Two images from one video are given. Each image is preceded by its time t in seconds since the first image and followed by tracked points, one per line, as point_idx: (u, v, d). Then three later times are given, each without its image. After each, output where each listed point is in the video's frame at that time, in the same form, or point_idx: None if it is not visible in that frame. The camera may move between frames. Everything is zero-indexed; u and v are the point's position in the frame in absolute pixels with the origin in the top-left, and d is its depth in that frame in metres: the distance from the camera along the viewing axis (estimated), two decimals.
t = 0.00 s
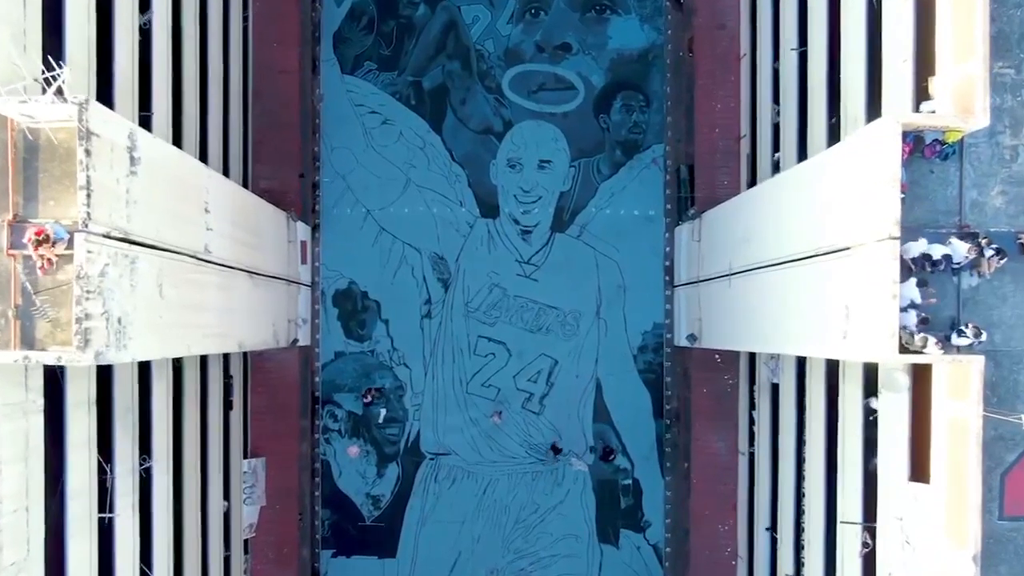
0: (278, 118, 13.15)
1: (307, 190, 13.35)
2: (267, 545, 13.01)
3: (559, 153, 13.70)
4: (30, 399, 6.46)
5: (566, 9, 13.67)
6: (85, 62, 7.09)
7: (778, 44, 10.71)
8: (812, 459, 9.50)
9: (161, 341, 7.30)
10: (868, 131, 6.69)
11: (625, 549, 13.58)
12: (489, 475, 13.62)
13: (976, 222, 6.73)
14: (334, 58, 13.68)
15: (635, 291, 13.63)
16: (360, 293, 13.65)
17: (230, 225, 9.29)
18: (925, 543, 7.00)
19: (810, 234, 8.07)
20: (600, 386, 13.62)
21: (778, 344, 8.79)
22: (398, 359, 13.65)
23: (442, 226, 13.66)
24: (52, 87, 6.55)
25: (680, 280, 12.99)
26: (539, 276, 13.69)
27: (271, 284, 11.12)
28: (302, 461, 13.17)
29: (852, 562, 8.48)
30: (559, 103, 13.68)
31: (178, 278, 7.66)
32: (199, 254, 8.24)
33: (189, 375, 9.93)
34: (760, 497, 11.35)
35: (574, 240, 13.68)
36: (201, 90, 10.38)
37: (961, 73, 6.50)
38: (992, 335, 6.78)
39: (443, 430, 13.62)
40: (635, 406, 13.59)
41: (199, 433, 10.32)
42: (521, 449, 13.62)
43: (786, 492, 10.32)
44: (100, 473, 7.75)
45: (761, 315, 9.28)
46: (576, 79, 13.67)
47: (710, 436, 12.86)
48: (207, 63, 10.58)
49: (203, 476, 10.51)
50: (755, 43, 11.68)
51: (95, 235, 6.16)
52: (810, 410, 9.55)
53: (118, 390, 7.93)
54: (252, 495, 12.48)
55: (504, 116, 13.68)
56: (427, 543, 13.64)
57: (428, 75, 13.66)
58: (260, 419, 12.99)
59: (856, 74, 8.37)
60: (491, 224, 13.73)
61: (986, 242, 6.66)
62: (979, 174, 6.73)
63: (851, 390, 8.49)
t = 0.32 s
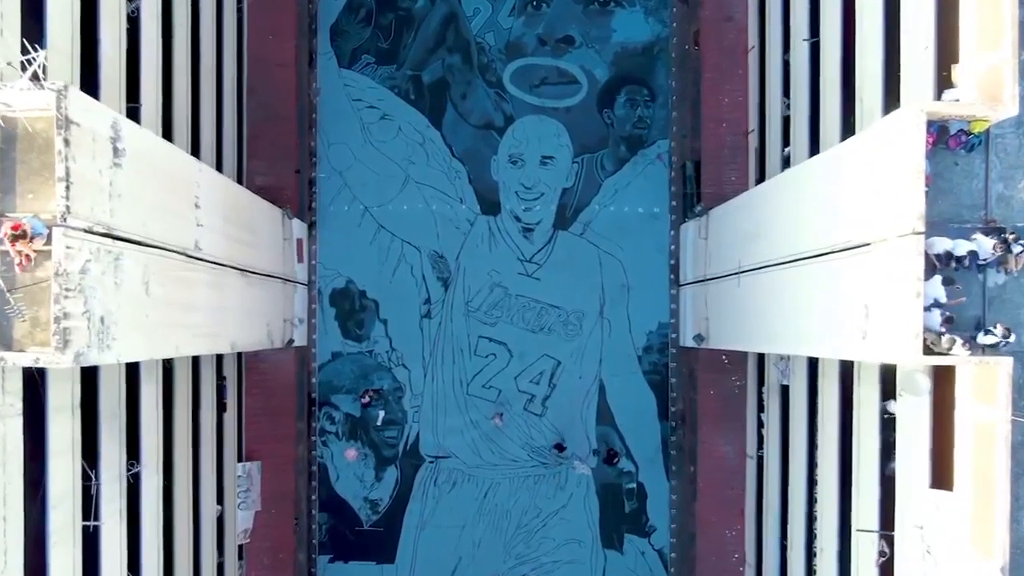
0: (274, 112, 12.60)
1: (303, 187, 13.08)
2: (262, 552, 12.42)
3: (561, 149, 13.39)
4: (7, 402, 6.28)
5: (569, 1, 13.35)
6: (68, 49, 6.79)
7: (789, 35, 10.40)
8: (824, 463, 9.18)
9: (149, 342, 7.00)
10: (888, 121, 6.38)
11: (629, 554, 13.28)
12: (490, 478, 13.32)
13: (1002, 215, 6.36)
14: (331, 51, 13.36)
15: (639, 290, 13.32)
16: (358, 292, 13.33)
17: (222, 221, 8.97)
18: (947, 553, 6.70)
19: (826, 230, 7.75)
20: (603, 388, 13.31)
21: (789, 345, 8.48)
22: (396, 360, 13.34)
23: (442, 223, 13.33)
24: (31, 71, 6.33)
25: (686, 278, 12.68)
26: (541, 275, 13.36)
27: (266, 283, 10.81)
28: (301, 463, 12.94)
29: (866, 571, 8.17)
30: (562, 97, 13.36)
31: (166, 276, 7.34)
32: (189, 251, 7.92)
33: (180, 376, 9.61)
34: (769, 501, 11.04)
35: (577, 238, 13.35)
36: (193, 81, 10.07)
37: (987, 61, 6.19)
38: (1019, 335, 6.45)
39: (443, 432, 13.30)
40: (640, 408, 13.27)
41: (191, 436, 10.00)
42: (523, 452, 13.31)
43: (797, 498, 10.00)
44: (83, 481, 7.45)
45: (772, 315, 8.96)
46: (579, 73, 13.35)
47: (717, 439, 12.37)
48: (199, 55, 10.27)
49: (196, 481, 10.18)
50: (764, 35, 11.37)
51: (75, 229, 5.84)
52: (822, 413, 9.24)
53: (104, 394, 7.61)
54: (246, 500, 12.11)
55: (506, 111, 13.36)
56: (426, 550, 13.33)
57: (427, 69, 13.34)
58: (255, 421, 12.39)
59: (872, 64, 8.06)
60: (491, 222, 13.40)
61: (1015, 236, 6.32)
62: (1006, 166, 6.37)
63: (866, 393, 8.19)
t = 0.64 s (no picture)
0: (268, 109, 12.20)
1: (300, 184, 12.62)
2: (255, 558, 12.05)
3: (563, 145, 13.06)
4: None
5: None
6: (47, 35, 6.47)
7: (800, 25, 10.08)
8: (837, 469, 8.85)
9: (133, 342, 6.68)
10: (910, 111, 6.06)
11: (633, 560, 12.99)
12: (490, 482, 13.02)
13: None
14: (327, 45, 13.05)
15: (644, 289, 13.00)
16: (354, 291, 13.00)
17: (213, 217, 8.66)
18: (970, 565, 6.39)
19: (840, 227, 7.43)
20: (606, 389, 12.99)
21: (802, 346, 8.16)
22: (394, 361, 13.01)
23: (441, 221, 13.00)
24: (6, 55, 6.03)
25: (692, 277, 12.36)
26: (543, 274, 13.03)
27: (260, 281, 10.49)
28: (297, 466, 12.52)
29: None
30: (564, 91, 13.04)
31: (152, 274, 7.02)
32: (178, 248, 7.60)
33: (170, 377, 9.29)
34: (778, 507, 10.72)
35: (580, 236, 13.03)
36: (184, 73, 9.74)
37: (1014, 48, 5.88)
38: None
39: (442, 435, 12.98)
40: (644, 410, 12.96)
41: (181, 440, 9.68)
42: (524, 455, 13.00)
43: (807, 503, 9.70)
44: (65, 488, 7.12)
45: (783, 314, 8.64)
46: (581, 66, 13.03)
47: (723, 442, 12.06)
48: (190, 46, 9.94)
49: (186, 486, 9.86)
50: (773, 26, 11.05)
51: (52, 223, 5.51)
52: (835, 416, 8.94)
53: (87, 398, 7.30)
54: (241, 504, 11.76)
55: (506, 106, 13.04)
56: (425, 556, 13.01)
57: (426, 62, 13.02)
58: (249, 423, 11.99)
59: (889, 53, 7.74)
60: (491, 219, 13.09)
61: None
62: None
63: (882, 396, 7.88)
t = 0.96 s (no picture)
0: (262, 102, 11.91)
1: (295, 180, 12.32)
2: (250, 565, 11.75)
3: (565, 141, 12.73)
4: None
5: None
6: (24, 21, 6.15)
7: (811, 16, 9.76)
8: (851, 475, 8.52)
9: (116, 344, 6.35)
10: (934, 99, 5.74)
11: (637, 566, 12.67)
12: (490, 486, 12.70)
13: None
14: (324, 39, 12.74)
15: (648, 288, 12.68)
16: (351, 291, 12.68)
17: (203, 214, 8.35)
18: None
19: (855, 224, 7.10)
20: (609, 392, 12.66)
21: (815, 347, 7.84)
22: (391, 363, 12.69)
23: (440, 218, 12.68)
24: None
25: (697, 276, 12.03)
26: (545, 273, 12.71)
27: (253, 280, 10.17)
28: (292, 471, 12.17)
29: None
30: (566, 86, 12.72)
31: (136, 271, 6.70)
32: (165, 245, 7.28)
33: (159, 381, 8.97)
34: (787, 513, 10.40)
35: (582, 234, 12.69)
36: (174, 65, 9.42)
37: None
38: None
39: (441, 438, 12.66)
40: (648, 413, 12.65)
41: (171, 444, 9.35)
42: (525, 459, 12.69)
43: (819, 510, 9.38)
44: (44, 498, 6.79)
45: (795, 314, 8.32)
46: (584, 60, 12.71)
47: (730, 446, 11.74)
48: (181, 37, 9.62)
49: (177, 492, 9.54)
50: (782, 18, 10.73)
51: (25, 218, 5.18)
52: (847, 420, 8.62)
53: (69, 403, 6.97)
54: (235, 509, 11.41)
55: (507, 101, 12.72)
56: (423, 562, 12.69)
57: (425, 56, 12.70)
58: (242, 426, 11.74)
59: (907, 42, 7.42)
60: (491, 217, 12.77)
61: None
62: None
63: (899, 400, 7.56)
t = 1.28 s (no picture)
0: (254, 95, 11.49)
1: (288, 176, 11.93)
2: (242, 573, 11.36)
3: (568, 135, 12.36)
4: None
5: None
6: None
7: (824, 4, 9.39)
8: (867, 482, 8.15)
9: (95, 345, 6.00)
10: (965, 83, 5.37)
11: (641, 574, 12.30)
12: (491, 491, 12.34)
13: None
14: (318, 30, 12.36)
15: (653, 287, 12.31)
16: (347, 290, 12.29)
17: (189, 209, 7.98)
18: None
19: (875, 219, 6.74)
20: (613, 394, 12.30)
21: (831, 349, 7.47)
22: (388, 364, 12.31)
23: (439, 215, 12.31)
24: None
25: (704, 275, 11.66)
26: (547, 272, 12.34)
27: (245, 279, 9.80)
28: (286, 475, 11.82)
29: None
30: (568, 79, 12.35)
31: (116, 268, 6.33)
32: (147, 241, 6.91)
33: (144, 383, 8.59)
34: (798, 520, 10.02)
35: (585, 231, 12.33)
36: (161, 54, 9.04)
37: None
38: None
39: (440, 442, 12.30)
40: (653, 416, 12.28)
41: (158, 449, 8.98)
42: (526, 463, 12.32)
43: (832, 518, 9.01)
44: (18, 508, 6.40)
45: (809, 314, 7.95)
46: (587, 53, 12.35)
47: (737, 450, 11.38)
48: (169, 25, 9.24)
49: (164, 499, 9.17)
50: (793, 7, 10.37)
51: None
52: (863, 424, 8.25)
53: (44, 408, 6.61)
54: (225, 516, 11.04)
55: (508, 94, 12.35)
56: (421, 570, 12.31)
57: (423, 48, 12.33)
58: (234, 429, 11.33)
59: (929, 27, 7.05)
60: (492, 213, 12.40)
61: None
62: None
63: (920, 404, 7.19)
